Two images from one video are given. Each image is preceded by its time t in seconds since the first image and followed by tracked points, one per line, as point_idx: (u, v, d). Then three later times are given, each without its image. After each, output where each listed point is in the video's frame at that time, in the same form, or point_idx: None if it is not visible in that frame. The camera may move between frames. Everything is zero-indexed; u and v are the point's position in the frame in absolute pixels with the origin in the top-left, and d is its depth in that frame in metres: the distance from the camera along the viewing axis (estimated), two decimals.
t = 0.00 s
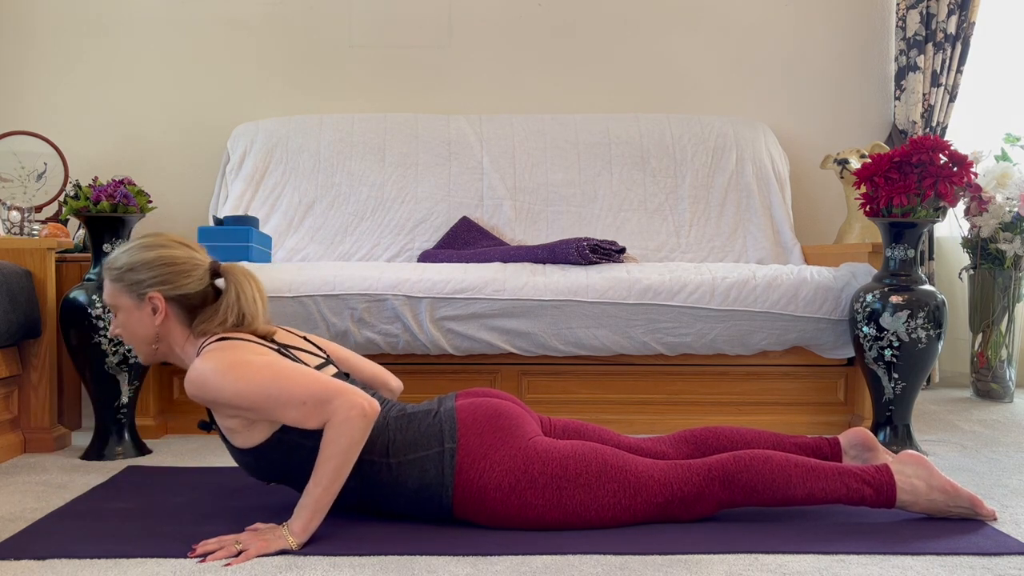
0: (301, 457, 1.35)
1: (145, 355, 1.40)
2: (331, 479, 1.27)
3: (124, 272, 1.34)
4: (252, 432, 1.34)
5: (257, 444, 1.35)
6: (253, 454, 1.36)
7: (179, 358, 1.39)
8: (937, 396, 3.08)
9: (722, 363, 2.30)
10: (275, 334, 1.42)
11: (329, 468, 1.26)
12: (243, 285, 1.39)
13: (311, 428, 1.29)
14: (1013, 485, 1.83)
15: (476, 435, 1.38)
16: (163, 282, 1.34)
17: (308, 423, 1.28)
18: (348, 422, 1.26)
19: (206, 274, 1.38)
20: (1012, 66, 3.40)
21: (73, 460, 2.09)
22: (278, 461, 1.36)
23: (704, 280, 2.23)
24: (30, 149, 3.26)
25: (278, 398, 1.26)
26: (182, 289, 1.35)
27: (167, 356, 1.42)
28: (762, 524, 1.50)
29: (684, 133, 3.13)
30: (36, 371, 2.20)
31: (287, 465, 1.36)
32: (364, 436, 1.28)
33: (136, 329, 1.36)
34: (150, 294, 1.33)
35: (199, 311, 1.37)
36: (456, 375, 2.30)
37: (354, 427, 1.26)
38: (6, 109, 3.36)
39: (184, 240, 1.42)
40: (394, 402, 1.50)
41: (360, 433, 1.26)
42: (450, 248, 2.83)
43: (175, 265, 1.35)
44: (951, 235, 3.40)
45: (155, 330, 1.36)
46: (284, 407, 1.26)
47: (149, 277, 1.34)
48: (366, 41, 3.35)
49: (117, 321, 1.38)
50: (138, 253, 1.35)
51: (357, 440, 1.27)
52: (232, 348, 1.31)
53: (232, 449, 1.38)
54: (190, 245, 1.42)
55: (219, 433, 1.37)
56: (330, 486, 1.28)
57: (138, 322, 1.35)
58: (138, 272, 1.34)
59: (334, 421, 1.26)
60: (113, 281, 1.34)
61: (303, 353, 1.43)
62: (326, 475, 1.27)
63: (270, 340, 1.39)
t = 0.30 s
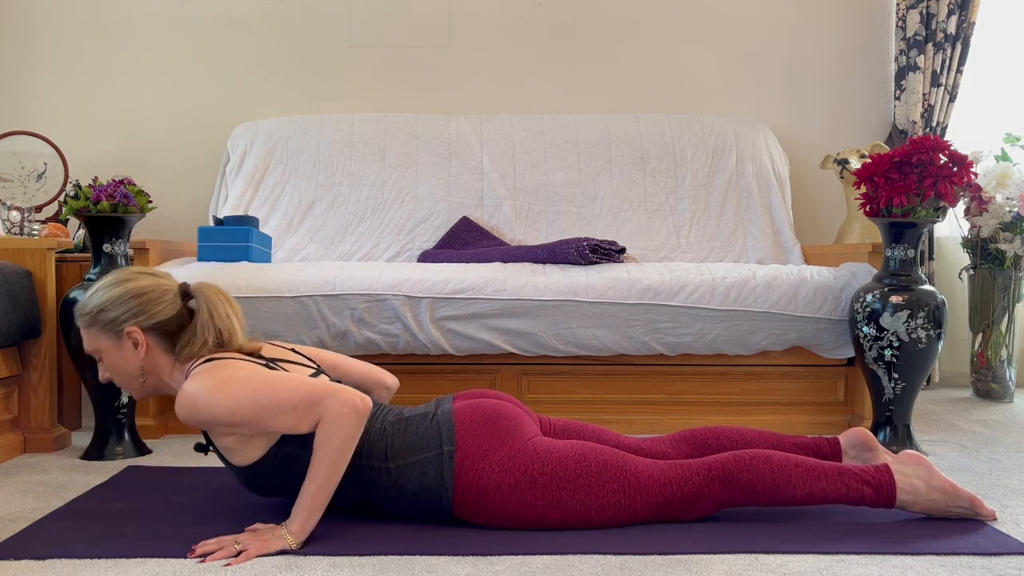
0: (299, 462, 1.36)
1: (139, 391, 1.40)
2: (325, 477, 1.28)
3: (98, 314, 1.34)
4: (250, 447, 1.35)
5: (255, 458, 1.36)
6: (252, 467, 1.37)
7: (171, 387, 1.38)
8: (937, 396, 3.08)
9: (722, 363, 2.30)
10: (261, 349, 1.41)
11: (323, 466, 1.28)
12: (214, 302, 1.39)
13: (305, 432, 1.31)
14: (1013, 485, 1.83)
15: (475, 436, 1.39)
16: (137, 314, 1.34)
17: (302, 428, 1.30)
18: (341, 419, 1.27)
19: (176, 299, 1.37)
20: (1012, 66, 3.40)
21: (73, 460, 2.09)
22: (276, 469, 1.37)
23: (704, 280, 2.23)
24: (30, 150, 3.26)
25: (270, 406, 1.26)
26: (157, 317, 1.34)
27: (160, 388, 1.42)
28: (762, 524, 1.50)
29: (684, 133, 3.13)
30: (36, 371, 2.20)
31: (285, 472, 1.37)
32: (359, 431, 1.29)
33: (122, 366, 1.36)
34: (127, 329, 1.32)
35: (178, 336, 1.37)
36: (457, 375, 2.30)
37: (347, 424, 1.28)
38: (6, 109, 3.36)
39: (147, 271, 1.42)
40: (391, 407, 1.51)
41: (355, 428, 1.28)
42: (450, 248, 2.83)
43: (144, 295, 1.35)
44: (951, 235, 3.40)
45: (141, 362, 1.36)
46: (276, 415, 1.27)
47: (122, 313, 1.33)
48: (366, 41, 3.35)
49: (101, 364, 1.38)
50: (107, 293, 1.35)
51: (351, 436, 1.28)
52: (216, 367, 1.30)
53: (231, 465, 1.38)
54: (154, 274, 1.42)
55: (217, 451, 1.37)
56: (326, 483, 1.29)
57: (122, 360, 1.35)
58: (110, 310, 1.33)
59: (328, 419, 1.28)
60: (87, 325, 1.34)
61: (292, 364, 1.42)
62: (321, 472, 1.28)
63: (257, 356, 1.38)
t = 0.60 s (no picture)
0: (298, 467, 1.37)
1: (137, 418, 1.39)
2: (322, 475, 1.29)
3: (80, 347, 1.31)
4: (247, 458, 1.36)
5: (254, 469, 1.38)
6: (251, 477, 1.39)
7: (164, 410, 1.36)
8: (937, 396, 3.08)
9: (722, 363, 2.30)
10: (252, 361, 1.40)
11: (319, 464, 1.28)
12: (192, 317, 1.37)
13: (298, 434, 1.31)
14: (1013, 485, 1.83)
15: (473, 437, 1.38)
16: (119, 340, 1.32)
17: (296, 431, 1.30)
18: (335, 417, 1.28)
19: (156, 320, 1.35)
20: (1012, 66, 3.40)
21: (73, 460, 2.09)
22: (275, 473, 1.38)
23: (704, 280, 2.23)
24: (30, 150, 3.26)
25: (262, 413, 1.26)
26: (139, 340, 1.32)
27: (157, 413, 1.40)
28: (762, 524, 1.50)
29: (684, 133, 3.13)
30: (36, 371, 2.20)
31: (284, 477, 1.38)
32: (353, 428, 1.31)
33: (114, 394, 1.34)
34: (112, 357, 1.30)
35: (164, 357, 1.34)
36: (456, 375, 2.30)
37: (341, 422, 1.29)
38: (6, 109, 3.36)
39: (123, 298, 1.40)
40: (389, 409, 1.51)
41: (348, 424, 1.30)
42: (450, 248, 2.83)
43: (123, 320, 1.33)
44: (951, 235, 3.40)
45: (130, 387, 1.34)
46: (269, 420, 1.27)
47: (104, 342, 1.31)
48: (365, 41, 3.35)
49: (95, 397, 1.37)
50: (86, 325, 1.33)
51: (345, 434, 1.29)
52: (202, 383, 1.29)
53: (231, 476, 1.40)
54: (131, 300, 1.40)
55: (216, 464, 1.38)
56: (323, 482, 1.29)
57: (113, 389, 1.33)
58: (92, 341, 1.31)
59: (320, 419, 1.28)
60: (73, 360, 1.31)
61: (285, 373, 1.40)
62: (318, 470, 1.29)
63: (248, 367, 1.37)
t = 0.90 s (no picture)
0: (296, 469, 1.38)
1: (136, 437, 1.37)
2: (320, 473, 1.29)
3: (70, 373, 1.29)
4: (247, 466, 1.36)
5: (253, 476, 1.38)
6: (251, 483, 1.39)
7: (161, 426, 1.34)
8: (937, 396, 3.08)
9: (722, 363, 2.30)
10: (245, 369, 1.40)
11: (316, 463, 1.28)
12: (177, 329, 1.36)
13: (294, 435, 1.31)
14: (1013, 485, 1.83)
15: (472, 439, 1.39)
16: (109, 360, 1.30)
17: (292, 432, 1.30)
18: (330, 415, 1.29)
19: (143, 336, 1.34)
20: (1012, 65, 3.40)
21: (73, 460, 2.09)
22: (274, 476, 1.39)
23: (704, 280, 2.23)
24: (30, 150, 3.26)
25: (257, 417, 1.26)
26: (129, 359, 1.31)
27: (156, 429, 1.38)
28: (762, 524, 1.50)
29: (684, 133, 3.13)
30: (36, 371, 2.20)
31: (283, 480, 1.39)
32: (348, 425, 1.31)
33: (110, 415, 1.32)
34: (104, 377, 1.29)
35: (156, 372, 1.33)
36: (456, 374, 2.30)
37: (336, 419, 1.29)
38: (6, 109, 3.36)
39: (105, 319, 1.38)
40: (388, 411, 1.51)
41: (343, 421, 1.30)
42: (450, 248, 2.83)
43: (110, 340, 1.32)
44: (951, 235, 3.40)
45: (126, 407, 1.32)
46: (265, 424, 1.27)
47: (94, 364, 1.29)
48: (365, 41, 3.35)
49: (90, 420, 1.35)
50: (72, 350, 1.31)
51: (341, 431, 1.30)
52: (195, 395, 1.28)
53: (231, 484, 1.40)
54: (113, 320, 1.38)
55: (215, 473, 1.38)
56: (321, 481, 1.29)
57: (108, 410, 1.32)
58: (82, 364, 1.29)
59: (316, 418, 1.29)
60: (64, 386, 1.29)
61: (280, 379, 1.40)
62: (315, 468, 1.29)
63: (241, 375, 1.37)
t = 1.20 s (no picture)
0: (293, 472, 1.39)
1: (137, 454, 1.37)
2: (317, 472, 1.30)
3: (63, 398, 1.28)
4: (246, 473, 1.37)
5: (252, 483, 1.39)
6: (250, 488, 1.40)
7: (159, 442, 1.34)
8: (937, 396, 3.08)
9: (721, 363, 2.30)
10: (237, 378, 1.40)
11: (312, 460, 1.29)
12: (164, 343, 1.36)
13: (288, 437, 1.30)
14: (1013, 485, 1.83)
15: (470, 439, 1.39)
16: (100, 381, 1.29)
17: (286, 433, 1.29)
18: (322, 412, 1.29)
19: (131, 354, 1.33)
20: (1012, 65, 3.40)
21: (73, 460, 2.09)
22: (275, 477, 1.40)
23: (704, 280, 2.23)
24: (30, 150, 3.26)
25: (249, 421, 1.25)
26: (119, 378, 1.30)
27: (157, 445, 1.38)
28: (762, 524, 1.50)
29: (684, 133, 3.13)
30: (36, 371, 2.20)
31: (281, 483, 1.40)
32: (341, 420, 1.31)
33: (108, 436, 1.32)
34: (97, 400, 1.28)
35: (147, 389, 1.32)
36: (456, 374, 2.30)
37: (329, 416, 1.29)
38: (6, 109, 3.36)
39: (90, 340, 1.37)
40: (386, 413, 1.52)
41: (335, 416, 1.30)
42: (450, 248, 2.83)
43: (97, 361, 1.30)
44: (951, 235, 3.40)
45: (122, 425, 1.32)
46: (258, 428, 1.26)
47: (85, 387, 1.28)
48: (365, 41, 3.35)
49: (89, 443, 1.34)
50: (60, 376, 1.29)
51: (334, 427, 1.30)
52: (187, 408, 1.28)
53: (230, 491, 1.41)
54: (98, 340, 1.37)
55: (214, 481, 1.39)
56: (317, 478, 1.30)
57: (106, 431, 1.31)
58: (73, 389, 1.28)
59: (309, 416, 1.28)
60: (58, 413, 1.29)
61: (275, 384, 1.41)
62: (312, 465, 1.29)
63: (233, 384, 1.37)
